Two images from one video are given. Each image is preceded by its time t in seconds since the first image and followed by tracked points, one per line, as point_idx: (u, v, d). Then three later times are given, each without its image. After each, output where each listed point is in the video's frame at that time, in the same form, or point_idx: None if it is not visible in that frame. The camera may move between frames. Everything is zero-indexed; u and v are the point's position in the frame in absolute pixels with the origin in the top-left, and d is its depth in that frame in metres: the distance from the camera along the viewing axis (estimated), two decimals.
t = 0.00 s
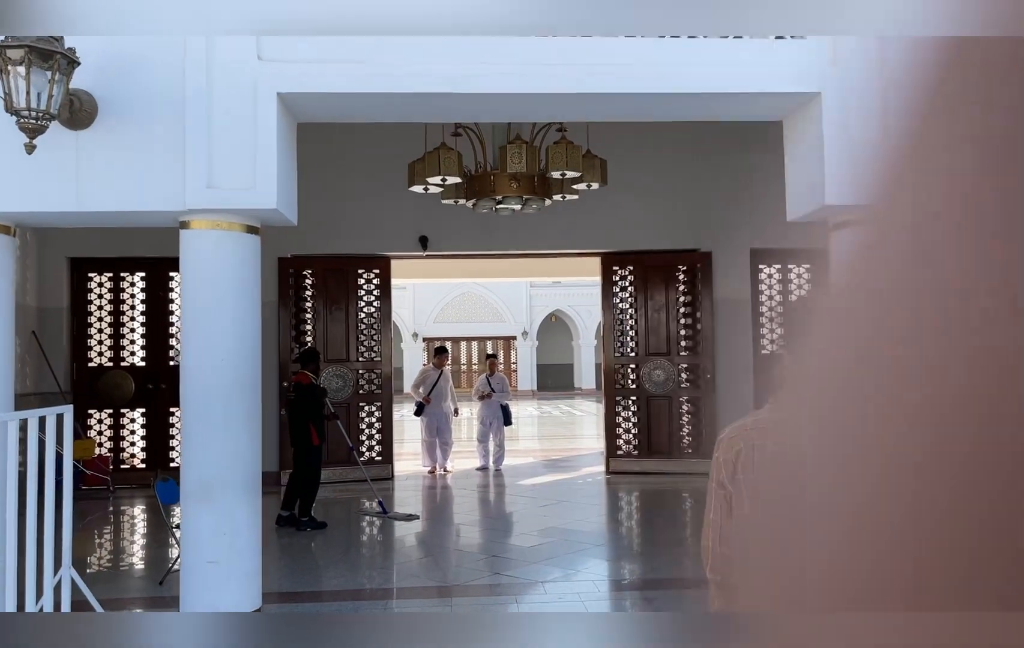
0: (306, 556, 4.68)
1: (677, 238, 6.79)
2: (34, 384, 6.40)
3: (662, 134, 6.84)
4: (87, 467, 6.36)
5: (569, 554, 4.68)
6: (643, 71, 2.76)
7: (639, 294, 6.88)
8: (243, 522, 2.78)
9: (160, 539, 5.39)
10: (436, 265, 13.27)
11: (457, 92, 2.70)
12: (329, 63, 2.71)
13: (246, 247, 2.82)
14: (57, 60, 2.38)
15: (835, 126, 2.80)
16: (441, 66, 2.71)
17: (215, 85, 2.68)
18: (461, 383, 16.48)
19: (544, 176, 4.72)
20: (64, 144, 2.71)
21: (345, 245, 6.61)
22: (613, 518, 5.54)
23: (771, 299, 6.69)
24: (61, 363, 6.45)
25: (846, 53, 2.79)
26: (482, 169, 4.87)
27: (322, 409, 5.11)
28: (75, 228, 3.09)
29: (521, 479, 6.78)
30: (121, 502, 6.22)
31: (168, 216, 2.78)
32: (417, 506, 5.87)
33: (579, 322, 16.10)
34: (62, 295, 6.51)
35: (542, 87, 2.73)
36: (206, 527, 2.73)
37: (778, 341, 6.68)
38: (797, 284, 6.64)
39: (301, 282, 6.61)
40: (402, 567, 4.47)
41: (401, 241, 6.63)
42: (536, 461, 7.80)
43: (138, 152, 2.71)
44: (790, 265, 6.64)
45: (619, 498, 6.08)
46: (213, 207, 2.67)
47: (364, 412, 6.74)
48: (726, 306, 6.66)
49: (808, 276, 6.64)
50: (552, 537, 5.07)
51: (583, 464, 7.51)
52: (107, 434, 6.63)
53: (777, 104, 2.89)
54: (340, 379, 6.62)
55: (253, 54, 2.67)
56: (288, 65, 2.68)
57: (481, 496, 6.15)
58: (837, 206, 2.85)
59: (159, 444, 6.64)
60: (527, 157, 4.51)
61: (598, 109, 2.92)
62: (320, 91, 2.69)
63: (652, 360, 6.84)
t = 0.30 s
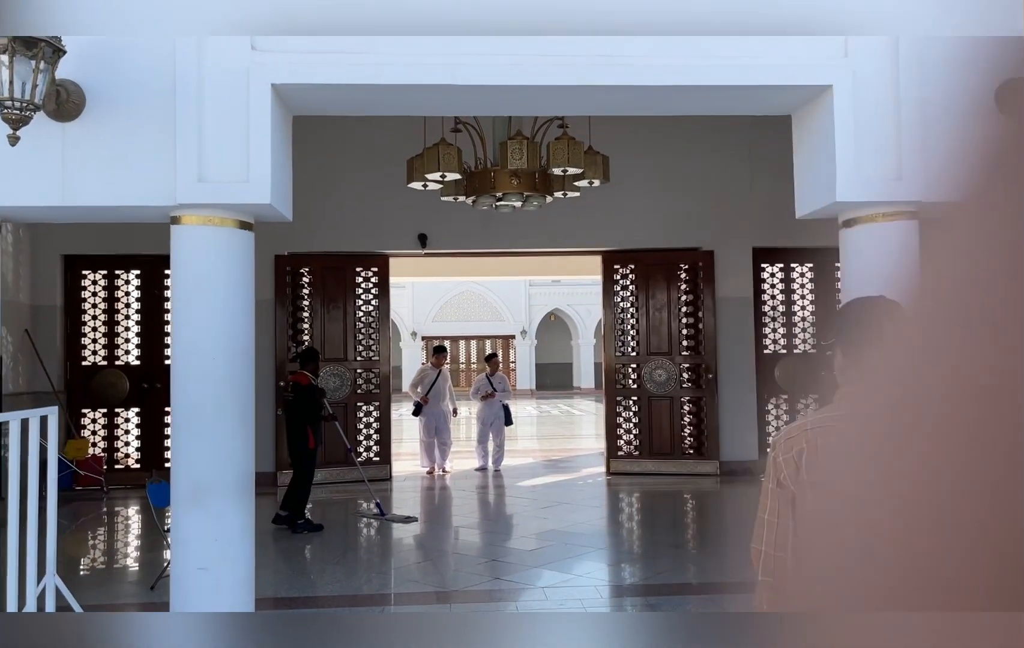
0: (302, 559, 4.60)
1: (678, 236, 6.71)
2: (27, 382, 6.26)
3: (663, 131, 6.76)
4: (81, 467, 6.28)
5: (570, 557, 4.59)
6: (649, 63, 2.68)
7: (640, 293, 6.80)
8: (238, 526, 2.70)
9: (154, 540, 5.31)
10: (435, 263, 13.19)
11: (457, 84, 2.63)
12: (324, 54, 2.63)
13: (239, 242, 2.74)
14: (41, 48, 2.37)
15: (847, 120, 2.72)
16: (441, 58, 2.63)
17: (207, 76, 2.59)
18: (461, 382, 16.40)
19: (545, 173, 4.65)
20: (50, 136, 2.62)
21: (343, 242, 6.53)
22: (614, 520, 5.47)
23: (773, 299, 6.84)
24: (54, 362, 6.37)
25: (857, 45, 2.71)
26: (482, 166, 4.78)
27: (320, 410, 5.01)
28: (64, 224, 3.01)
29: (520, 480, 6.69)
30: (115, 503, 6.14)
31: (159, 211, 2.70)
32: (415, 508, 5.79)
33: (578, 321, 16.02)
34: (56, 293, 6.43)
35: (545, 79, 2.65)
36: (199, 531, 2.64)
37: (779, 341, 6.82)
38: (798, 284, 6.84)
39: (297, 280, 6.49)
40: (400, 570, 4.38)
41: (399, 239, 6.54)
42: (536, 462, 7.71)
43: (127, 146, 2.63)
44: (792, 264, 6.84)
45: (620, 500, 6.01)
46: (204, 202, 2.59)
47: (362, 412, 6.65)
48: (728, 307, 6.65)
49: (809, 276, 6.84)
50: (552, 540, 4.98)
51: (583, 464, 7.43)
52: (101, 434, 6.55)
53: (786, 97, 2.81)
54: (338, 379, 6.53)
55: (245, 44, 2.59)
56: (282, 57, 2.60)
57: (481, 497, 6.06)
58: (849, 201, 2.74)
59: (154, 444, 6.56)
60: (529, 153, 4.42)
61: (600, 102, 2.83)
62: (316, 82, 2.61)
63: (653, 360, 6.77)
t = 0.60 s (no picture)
0: (292, 565, 4.50)
1: (677, 237, 6.62)
2: (15, 385, 6.16)
3: (662, 130, 6.68)
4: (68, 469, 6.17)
5: (566, 564, 4.49)
6: (651, 56, 2.59)
7: (638, 295, 6.72)
8: (222, 532, 2.60)
9: (143, 544, 5.20)
10: (431, 265, 13.10)
11: (453, 75, 2.54)
12: (314, 44, 2.54)
13: (226, 238, 2.64)
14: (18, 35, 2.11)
15: (855, 114, 2.64)
16: (435, 49, 2.55)
17: (194, 66, 2.51)
18: (456, 385, 16.28)
19: (543, 171, 4.55)
20: (29, 128, 2.52)
21: (337, 242, 6.42)
22: (610, 525, 5.38)
23: (773, 301, 6.76)
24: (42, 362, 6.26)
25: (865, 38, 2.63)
26: (478, 164, 4.69)
27: (312, 413, 4.89)
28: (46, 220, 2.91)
29: (516, 484, 6.58)
30: (104, 506, 6.02)
31: (143, 206, 2.61)
32: (409, 512, 5.68)
33: (575, 324, 15.93)
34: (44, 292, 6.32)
35: (543, 71, 2.56)
36: (182, 538, 2.55)
37: (778, 344, 6.74)
38: (798, 287, 6.77)
39: (291, 281, 6.44)
40: (392, 577, 4.28)
41: (393, 238, 6.44)
42: (531, 465, 7.61)
43: (109, 137, 2.54)
44: (792, 267, 6.77)
45: (617, 505, 5.91)
46: (189, 196, 2.50)
47: (356, 415, 6.54)
48: (725, 310, 6.56)
49: (809, 279, 6.78)
50: (548, 546, 4.88)
51: (579, 469, 7.33)
52: (90, 436, 6.43)
53: (791, 91, 2.72)
54: (331, 381, 6.44)
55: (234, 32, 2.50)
56: (272, 46, 2.51)
57: (475, 502, 5.96)
58: (856, 198, 2.65)
59: (143, 446, 6.45)
60: (525, 151, 4.34)
61: (597, 94, 2.75)
62: (307, 73, 2.52)
63: (651, 362, 6.68)
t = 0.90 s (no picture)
0: (281, 570, 4.38)
1: (675, 237, 6.52)
2: None
3: (660, 129, 6.58)
4: (53, 470, 6.05)
5: (561, 570, 4.38)
6: (651, 44, 2.50)
7: (636, 297, 6.62)
8: (201, 538, 2.49)
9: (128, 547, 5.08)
10: (427, 266, 12.99)
11: (445, 63, 2.44)
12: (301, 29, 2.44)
13: (209, 231, 2.54)
14: None
15: (864, 106, 2.54)
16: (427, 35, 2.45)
17: (174, 51, 2.40)
18: (451, 387, 16.16)
19: (540, 169, 4.45)
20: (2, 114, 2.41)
21: (329, 241, 6.31)
22: (606, 530, 5.27)
23: (772, 303, 6.68)
24: (28, 360, 6.14)
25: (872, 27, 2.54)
26: (473, 161, 4.59)
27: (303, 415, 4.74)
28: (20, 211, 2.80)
29: (510, 488, 6.47)
30: (90, 508, 5.90)
31: (121, 197, 2.50)
32: (401, 516, 5.57)
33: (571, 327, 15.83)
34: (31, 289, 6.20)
35: (539, 59, 2.47)
36: (159, 543, 2.44)
37: (777, 347, 6.66)
38: (798, 290, 6.68)
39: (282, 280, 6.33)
40: (383, 583, 4.16)
41: (387, 237, 6.34)
42: (526, 469, 7.51)
43: (87, 125, 2.44)
44: (792, 269, 6.69)
45: (613, 509, 5.80)
46: (169, 186, 2.39)
47: (348, 416, 6.43)
48: (724, 312, 6.46)
49: (809, 281, 6.70)
50: (542, 551, 4.77)
51: (574, 472, 7.23)
52: (77, 436, 6.32)
53: (796, 83, 2.63)
54: (323, 381, 6.33)
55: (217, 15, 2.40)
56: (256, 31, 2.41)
57: (469, 506, 5.85)
58: (865, 194, 2.54)
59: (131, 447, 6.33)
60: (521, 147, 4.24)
61: (595, 85, 2.65)
62: (293, 59, 2.42)
63: (648, 365, 6.58)
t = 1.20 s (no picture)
0: (270, 577, 4.27)
1: (674, 240, 6.42)
2: None
3: (660, 130, 6.49)
4: (39, 474, 5.93)
5: (556, 580, 4.27)
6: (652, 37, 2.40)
7: (633, 300, 6.51)
8: (180, 549, 2.39)
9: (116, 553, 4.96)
10: (423, 268, 12.88)
11: (437, 55, 2.34)
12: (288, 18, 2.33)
13: (188, 229, 2.43)
14: None
15: (874, 106, 2.45)
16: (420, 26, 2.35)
17: (153, 40, 2.30)
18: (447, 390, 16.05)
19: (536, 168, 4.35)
20: None
21: (322, 242, 6.21)
22: (602, 537, 5.17)
23: (771, 307, 6.58)
24: (15, 363, 6.02)
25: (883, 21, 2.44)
26: (468, 160, 4.49)
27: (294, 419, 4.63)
28: None
29: (505, 494, 6.37)
30: (76, 512, 5.79)
31: (98, 193, 2.40)
32: (393, 523, 5.46)
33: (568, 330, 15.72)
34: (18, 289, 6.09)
35: (535, 52, 2.36)
36: (135, 555, 2.33)
37: (777, 352, 6.57)
38: (798, 293, 6.60)
39: (274, 281, 6.22)
40: (374, 591, 4.05)
41: (381, 238, 6.23)
42: (520, 474, 7.41)
43: (62, 118, 2.33)
44: (792, 273, 6.60)
45: (609, 516, 5.70)
46: (147, 183, 2.28)
47: (340, 420, 6.32)
48: (723, 316, 6.36)
49: (808, 285, 6.61)
50: (537, 559, 4.66)
51: (570, 477, 7.13)
52: (64, 440, 6.20)
53: (801, 79, 2.53)
54: (314, 385, 6.22)
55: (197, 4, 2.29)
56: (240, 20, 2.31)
57: (462, 513, 5.74)
58: (874, 194, 2.45)
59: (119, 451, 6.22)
60: (518, 146, 4.14)
61: (593, 80, 2.55)
62: (278, 50, 2.32)
63: (645, 369, 6.48)
